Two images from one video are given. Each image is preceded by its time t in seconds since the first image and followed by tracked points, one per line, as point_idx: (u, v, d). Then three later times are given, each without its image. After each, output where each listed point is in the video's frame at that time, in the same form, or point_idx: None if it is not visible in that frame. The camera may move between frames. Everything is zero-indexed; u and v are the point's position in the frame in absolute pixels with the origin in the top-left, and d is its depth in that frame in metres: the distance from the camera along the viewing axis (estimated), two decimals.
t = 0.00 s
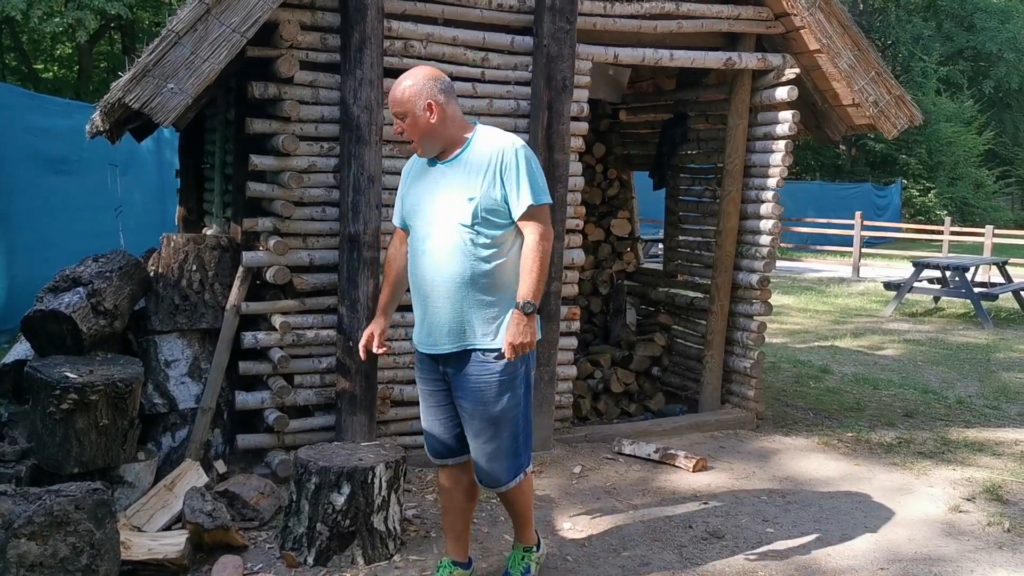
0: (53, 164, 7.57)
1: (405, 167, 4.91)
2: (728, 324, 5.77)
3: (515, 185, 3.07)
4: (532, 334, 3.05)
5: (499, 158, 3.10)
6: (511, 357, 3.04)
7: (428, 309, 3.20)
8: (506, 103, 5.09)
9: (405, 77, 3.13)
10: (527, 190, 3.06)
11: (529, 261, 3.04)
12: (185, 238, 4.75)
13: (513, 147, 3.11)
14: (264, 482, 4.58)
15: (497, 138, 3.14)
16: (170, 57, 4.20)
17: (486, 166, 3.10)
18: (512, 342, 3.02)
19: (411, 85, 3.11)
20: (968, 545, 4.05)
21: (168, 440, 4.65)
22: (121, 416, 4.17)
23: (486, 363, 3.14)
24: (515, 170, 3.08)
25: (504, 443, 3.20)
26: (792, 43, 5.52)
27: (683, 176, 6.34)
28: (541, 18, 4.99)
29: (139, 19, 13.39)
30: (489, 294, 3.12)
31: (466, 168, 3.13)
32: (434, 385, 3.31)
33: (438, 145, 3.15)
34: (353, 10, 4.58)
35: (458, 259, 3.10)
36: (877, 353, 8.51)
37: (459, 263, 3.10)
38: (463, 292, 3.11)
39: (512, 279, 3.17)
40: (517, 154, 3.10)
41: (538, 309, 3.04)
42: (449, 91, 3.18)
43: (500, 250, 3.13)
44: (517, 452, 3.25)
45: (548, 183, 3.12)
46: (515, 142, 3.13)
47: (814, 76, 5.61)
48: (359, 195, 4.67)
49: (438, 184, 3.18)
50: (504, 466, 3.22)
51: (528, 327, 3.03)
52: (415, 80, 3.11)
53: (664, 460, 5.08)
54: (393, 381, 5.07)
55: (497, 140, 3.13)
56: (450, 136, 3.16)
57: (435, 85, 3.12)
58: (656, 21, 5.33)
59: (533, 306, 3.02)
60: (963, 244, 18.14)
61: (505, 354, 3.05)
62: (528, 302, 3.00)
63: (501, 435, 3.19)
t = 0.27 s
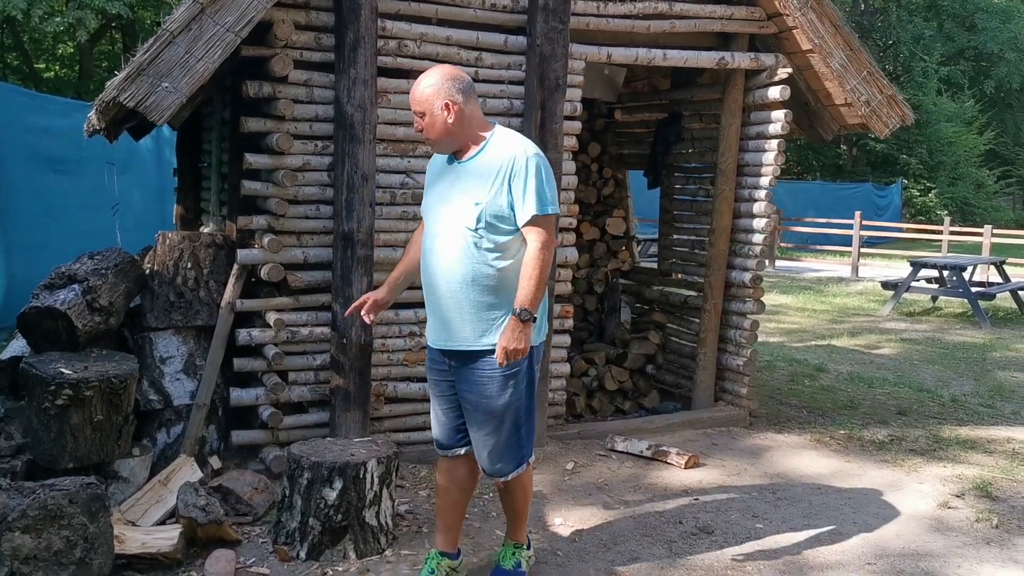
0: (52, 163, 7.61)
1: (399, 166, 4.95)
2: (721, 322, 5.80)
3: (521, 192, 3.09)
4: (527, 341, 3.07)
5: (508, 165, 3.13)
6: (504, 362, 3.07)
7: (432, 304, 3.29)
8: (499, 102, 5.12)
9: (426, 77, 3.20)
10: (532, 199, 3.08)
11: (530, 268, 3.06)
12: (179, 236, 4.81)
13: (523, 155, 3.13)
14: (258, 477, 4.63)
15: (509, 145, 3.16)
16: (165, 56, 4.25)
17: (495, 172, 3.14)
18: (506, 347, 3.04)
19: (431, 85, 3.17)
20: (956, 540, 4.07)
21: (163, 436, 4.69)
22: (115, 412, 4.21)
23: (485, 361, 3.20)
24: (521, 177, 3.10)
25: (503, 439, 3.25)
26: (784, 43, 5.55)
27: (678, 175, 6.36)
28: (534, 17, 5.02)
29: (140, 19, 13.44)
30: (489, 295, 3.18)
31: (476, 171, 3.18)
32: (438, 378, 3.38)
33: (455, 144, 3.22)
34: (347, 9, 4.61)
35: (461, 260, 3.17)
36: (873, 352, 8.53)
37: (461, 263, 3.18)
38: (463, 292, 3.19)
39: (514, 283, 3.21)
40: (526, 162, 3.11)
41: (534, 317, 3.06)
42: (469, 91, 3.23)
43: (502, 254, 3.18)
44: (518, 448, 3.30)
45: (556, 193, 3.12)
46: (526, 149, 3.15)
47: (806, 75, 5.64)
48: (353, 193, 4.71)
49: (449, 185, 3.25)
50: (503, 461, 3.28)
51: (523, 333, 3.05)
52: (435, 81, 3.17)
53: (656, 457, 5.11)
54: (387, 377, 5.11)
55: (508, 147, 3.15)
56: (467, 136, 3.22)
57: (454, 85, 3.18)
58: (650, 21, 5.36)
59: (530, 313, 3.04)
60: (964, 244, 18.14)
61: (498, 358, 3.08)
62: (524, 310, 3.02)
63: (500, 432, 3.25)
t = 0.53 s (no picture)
0: (52, 160, 7.67)
1: (394, 163, 5.00)
2: (715, 318, 5.84)
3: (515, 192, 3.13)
4: (528, 340, 3.16)
5: (505, 165, 3.17)
6: (508, 363, 3.17)
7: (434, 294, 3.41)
8: (493, 100, 5.16)
9: (435, 69, 3.25)
10: (525, 199, 3.11)
11: (524, 270, 3.12)
12: (176, 231, 4.86)
13: (520, 155, 3.15)
14: (253, 471, 4.68)
15: (508, 145, 3.19)
16: (161, 53, 4.30)
17: (492, 171, 3.19)
18: (508, 348, 3.14)
19: (439, 78, 3.23)
20: (944, 534, 4.10)
21: (159, 429, 4.74)
22: (111, 405, 4.27)
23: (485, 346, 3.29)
24: (516, 178, 3.13)
25: (500, 423, 3.32)
26: (778, 41, 5.59)
27: (673, 173, 6.40)
28: (528, 15, 5.06)
29: (143, 18, 13.51)
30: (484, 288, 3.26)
31: (475, 169, 3.24)
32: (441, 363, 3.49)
33: (462, 138, 3.28)
34: (342, 8, 4.66)
35: (458, 253, 3.27)
36: (871, 350, 8.54)
37: (459, 257, 3.27)
38: (459, 284, 3.28)
39: (510, 278, 3.28)
40: (522, 163, 3.14)
41: (533, 315, 3.15)
42: (477, 85, 3.28)
43: (499, 250, 3.25)
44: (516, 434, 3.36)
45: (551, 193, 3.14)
46: (524, 150, 3.17)
47: (800, 74, 5.68)
48: (347, 189, 4.75)
49: (452, 182, 3.33)
50: (500, 446, 3.35)
51: (525, 334, 3.15)
52: (444, 74, 3.22)
53: (649, 452, 5.14)
54: (382, 372, 5.15)
55: (507, 148, 3.18)
56: (473, 130, 3.28)
57: (463, 79, 3.23)
58: (643, 19, 5.39)
59: (529, 314, 3.13)
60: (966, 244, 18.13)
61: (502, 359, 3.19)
62: (523, 311, 3.11)
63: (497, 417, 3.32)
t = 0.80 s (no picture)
0: (61, 154, 7.74)
1: (397, 157, 5.05)
2: (717, 313, 5.88)
3: (506, 184, 3.19)
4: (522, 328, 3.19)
5: (496, 157, 3.22)
6: (502, 351, 3.20)
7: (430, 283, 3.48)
8: (495, 94, 5.20)
9: (431, 63, 3.34)
10: (516, 190, 3.17)
11: (517, 259, 3.18)
12: (182, 224, 4.93)
13: (512, 148, 3.20)
14: (257, 460, 4.75)
15: (500, 138, 3.25)
16: (166, 48, 4.37)
17: (484, 163, 3.25)
18: (502, 336, 3.17)
19: (434, 72, 3.31)
20: (940, 526, 4.12)
21: (165, 419, 4.82)
22: (117, 394, 4.34)
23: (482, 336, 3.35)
24: (507, 170, 3.19)
25: (500, 411, 3.38)
26: (780, 37, 5.62)
27: (676, 168, 6.44)
28: (530, 11, 5.10)
29: (154, 14, 13.63)
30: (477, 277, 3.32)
31: (468, 161, 3.30)
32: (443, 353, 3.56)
33: (456, 130, 3.36)
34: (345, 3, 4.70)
35: (452, 243, 3.34)
36: (876, 346, 8.55)
37: (452, 246, 3.34)
38: (453, 273, 3.35)
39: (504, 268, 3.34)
40: (513, 155, 3.19)
41: (527, 304, 3.19)
42: (471, 79, 3.37)
43: (491, 240, 3.31)
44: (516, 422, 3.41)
45: (542, 183, 3.19)
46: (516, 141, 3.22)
47: (802, 68, 5.72)
48: (351, 183, 4.81)
49: (446, 174, 3.39)
50: (500, 434, 3.41)
51: (519, 323, 3.18)
52: (439, 68, 3.31)
53: (648, 444, 5.18)
54: (385, 364, 5.21)
55: (499, 140, 3.24)
56: (467, 123, 3.36)
57: (457, 73, 3.31)
58: (645, 15, 5.42)
59: (523, 301, 3.17)
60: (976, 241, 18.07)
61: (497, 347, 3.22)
62: (516, 298, 3.15)
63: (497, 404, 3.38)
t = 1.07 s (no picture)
0: (74, 149, 7.81)
1: (403, 151, 5.10)
2: (722, 306, 5.92)
3: (483, 172, 3.27)
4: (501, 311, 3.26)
5: (473, 146, 3.32)
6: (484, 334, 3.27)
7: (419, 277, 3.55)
8: (501, 89, 5.25)
9: (407, 62, 3.41)
10: (493, 176, 3.25)
11: (496, 245, 3.25)
12: (191, 217, 4.98)
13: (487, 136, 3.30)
14: (264, 450, 4.81)
15: (476, 128, 3.35)
16: (175, 43, 4.43)
17: (463, 154, 3.34)
18: (481, 319, 3.25)
19: (412, 71, 3.38)
20: (941, 518, 4.14)
21: (174, 409, 4.89)
22: (127, 384, 4.41)
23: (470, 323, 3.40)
24: (484, 157, 3.28)
25: (489, 397, 3.45)
26: (785, 31, 5.61)
27: (682, 163, 6.48)
28: (536, 5, 5.13)
29: (167, 10, 13.73)
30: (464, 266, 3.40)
31: (447, 153, 3.39)
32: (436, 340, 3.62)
33: (437, 126, 3.44)
34: None
35: (438, 233, 3.42)
36: (885, 341, 8.54)
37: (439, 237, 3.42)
38: (442, 263, 3.42)
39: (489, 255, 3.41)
40: (488, 143, 3.28)
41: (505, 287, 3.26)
42: (448, 76, 3.44)
43: (473, 229, 3.39)
44: (506, 406, 3.48)
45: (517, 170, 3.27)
46: (491, 130, 3.32)
47: (808, 63, 5.73)
48: (357, 176, 4.85)
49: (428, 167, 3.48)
50: (491, 419, 3.48)
51: (498, 306, 3.25)
52: (416, 66, 3.38)
53: (653, 436, 5.22)
54: (391, 356, 5.26)
55: (476, 131, 3.33)
56: (447, 119, 3.44)
57: (434, 70, 3.39)
58: (651, 9, 5.45)
59: (501, 285, 3.24)
60: (989, 237, 17.98)
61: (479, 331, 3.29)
62: (495, 281, 3.22)
63: (487, 390, 3.45)
